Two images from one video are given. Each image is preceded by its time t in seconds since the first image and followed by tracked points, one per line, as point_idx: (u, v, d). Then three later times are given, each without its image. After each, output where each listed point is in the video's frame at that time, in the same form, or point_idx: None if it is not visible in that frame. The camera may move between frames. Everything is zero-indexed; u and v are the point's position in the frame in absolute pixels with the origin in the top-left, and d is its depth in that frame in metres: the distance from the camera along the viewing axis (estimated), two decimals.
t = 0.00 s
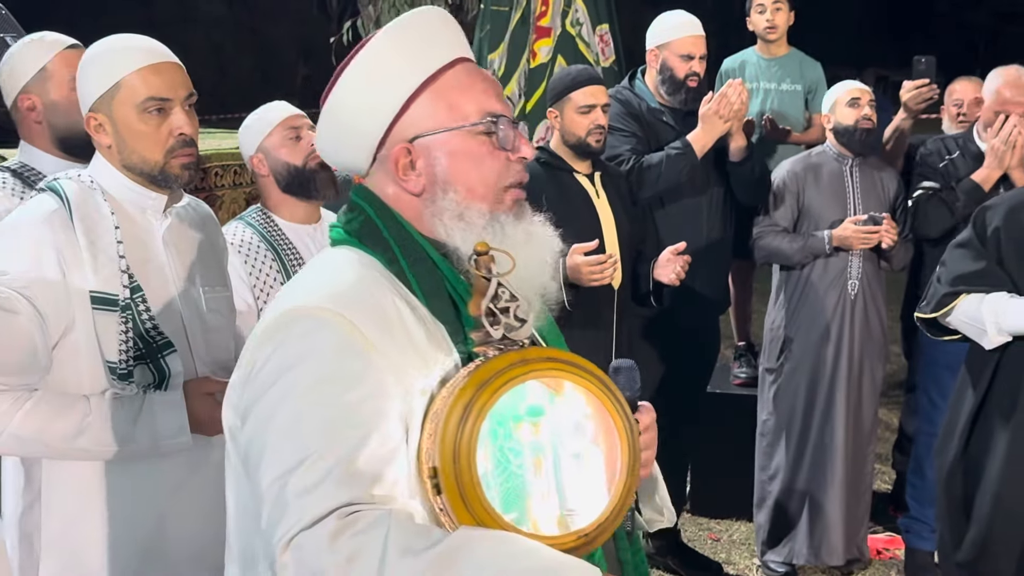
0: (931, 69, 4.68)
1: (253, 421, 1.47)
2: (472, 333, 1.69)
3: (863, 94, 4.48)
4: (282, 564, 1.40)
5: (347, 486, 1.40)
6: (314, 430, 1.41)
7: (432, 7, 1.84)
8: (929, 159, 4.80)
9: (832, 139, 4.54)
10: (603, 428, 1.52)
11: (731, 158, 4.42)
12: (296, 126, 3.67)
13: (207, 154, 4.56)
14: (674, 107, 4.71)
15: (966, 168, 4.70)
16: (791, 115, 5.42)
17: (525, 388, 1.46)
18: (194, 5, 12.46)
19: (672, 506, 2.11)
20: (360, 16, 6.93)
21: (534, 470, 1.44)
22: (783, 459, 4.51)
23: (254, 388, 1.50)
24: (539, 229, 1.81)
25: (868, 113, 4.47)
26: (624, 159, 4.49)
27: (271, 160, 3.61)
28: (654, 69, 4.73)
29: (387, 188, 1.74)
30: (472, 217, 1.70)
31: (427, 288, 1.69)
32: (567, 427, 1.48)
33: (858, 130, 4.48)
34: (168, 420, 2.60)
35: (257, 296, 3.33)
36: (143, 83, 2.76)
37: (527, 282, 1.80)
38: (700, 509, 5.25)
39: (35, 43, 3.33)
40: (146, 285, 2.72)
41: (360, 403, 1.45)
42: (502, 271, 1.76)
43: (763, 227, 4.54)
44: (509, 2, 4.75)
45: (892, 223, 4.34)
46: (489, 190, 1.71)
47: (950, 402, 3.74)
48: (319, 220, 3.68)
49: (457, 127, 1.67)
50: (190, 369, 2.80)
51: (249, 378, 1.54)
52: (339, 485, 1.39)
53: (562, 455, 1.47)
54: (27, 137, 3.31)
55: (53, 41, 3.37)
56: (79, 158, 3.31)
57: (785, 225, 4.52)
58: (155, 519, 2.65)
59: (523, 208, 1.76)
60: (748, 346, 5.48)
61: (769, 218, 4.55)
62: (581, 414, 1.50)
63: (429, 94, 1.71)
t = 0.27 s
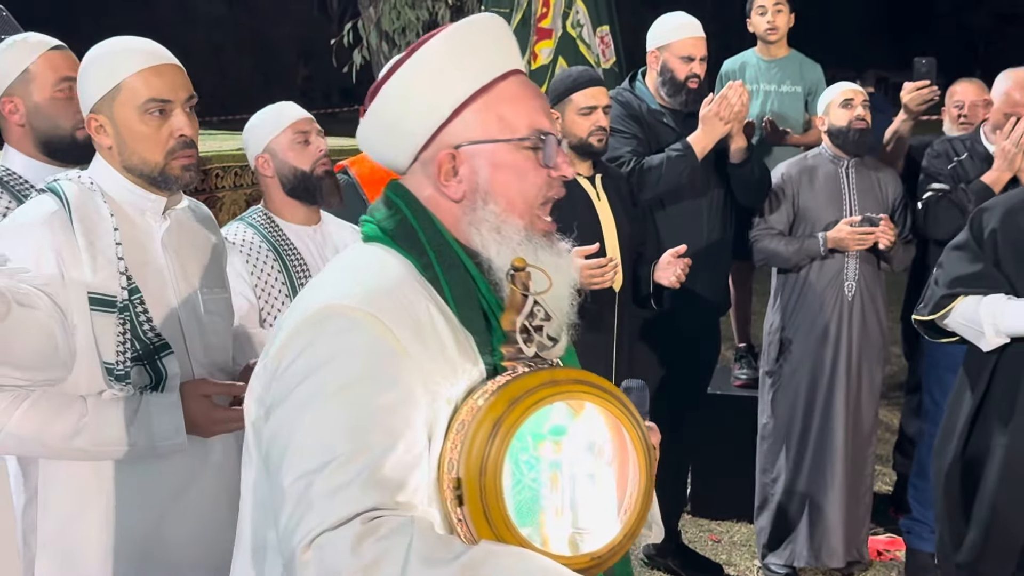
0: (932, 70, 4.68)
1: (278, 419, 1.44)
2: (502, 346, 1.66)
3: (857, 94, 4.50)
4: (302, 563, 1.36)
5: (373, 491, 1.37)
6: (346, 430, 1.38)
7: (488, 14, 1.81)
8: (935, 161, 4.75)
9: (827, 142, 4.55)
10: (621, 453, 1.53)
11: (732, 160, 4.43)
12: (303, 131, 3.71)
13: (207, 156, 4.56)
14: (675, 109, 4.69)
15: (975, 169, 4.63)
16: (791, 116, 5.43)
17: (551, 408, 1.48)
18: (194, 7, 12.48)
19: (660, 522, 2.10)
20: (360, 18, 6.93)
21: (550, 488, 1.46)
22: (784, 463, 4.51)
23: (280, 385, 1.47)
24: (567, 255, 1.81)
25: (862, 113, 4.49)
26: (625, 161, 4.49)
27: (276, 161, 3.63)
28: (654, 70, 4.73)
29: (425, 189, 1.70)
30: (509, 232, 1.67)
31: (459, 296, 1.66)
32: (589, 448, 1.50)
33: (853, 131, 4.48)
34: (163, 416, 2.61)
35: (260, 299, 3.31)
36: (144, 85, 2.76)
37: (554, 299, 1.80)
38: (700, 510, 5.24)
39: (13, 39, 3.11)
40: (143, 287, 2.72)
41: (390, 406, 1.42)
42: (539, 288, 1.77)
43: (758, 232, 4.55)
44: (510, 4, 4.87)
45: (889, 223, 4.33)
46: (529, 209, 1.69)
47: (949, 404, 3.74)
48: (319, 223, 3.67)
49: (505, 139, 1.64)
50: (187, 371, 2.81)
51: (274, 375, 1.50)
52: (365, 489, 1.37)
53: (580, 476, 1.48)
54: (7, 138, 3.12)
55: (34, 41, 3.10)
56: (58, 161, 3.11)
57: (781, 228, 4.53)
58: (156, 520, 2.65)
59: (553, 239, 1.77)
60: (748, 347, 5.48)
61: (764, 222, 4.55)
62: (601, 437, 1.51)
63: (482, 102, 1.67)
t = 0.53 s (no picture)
0: (933, 73, 4.68)
1: (292, 412, 1.43)
2: (516, 354, 1.67)
3: (852, 96, 4.48)
4: (309, 557, 1.36)
5: (384, 488, 1.37)
6: (362, 426, 1.38)
7: (524, 27, 1.82)
8: (943, 165, 4.72)
9: (825, 145, 4.54)
10: (627, 465, 1.51)
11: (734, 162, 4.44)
12: (322, 138, 3.70)
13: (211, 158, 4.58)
14: (677, 111, 4.71)
15: (984, 173, 4.63)
16: (792, 118, 5.43)
17: (562, 418, 1.46)
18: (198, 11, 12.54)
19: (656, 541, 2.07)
20: (363, 20, 6.95)
21: (555, 497, 1.46)
22: (784, 469, 4.51)
23: (295, 379, 1.47)
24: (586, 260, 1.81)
25: (858, 114, 4.47)
26: (626, 164, 4.48)
27: (290, 163, 3.64)
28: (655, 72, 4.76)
29: (448, 195, 1.71)
30: (530, 242, 1.69)
31: (476, 301, 1.66)
32: (597, 460, 1.48)
33: (847, 133, 4.48)
34: (161, 423, 2.62)
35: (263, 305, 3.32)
36: (152, 87, 2.77)
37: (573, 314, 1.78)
38: (703, 512, 5.24)
39: (2, 41, 3.08)
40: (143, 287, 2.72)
41: (406, 406, 1.43)
42: (558, 298, 1.76)
43: (754, 234, 4.56)
44: (511, 7, 4.88)
45: (884, 224, 4.38)
46: (549, 219, 1.69)
47: (948, 407, 3.73)
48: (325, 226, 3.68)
49: (532, 151, 1.65)
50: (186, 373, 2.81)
51: (289, 368, 1.50)
52: (376, 487, 1.37)
53: (586, 487, 1.48)
54: None
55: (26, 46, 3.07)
56: (43, 167, 3.07)
57: (778, 231, 4.53)
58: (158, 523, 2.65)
59: (571, 242, 1.77)
60: (750, 349, 5.48)
61: (760, 225, 4.55)
62: (609, 449, 1.50)
63: (513, 112, 1.68)
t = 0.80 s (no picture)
0: (935, 75, 4.68)
1: (270, 412, 1.44)
2: (490, 340, 1.66)
3: (849, 98, 4.50)
4: (292, 553, 1.37)
5: (362, 480, 1.38)
6: (338, 420, 1.39)
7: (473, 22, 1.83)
8: (944, 170, 4.73)
9: (824, 147, 4.54)
10: (610, 439, 1.52)
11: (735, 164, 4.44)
12: (333, 145, 3.71)
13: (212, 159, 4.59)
14: (677, 113, 4.71)
15: (986, 177, 4.64)
16: (792, 120, 5.44)
17: (538, 396, 1.48)
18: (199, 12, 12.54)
19: (664, 524, 2.09)
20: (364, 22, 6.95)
21: (541, 478, 1.46)
22: (784, 472, 4.51)
23: (272, 380, 1.47)
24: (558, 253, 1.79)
25: (856, 117, 4.48)
26: (627, 165, 4.50)
27: (299, 168, 3.64)
28: (656, 74, 4.76)
29: (415, 196, 1.70)
30: (497, 228, 1.67)
31: (447, 291, 1.65)
32: (579, 436, 1.49)
33: (845, 136, 4.49)
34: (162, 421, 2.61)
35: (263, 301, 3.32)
36: (156, 87, 2.77)
37: (547, 295, 1.76)
38: (703, 514, 5.24)
39: (2, 43, 3.05)
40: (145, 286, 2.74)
41: (382, 399, 1.43)
42: (524, 279, 1.73)
43: (752, 237, 4.56)
44: (512, 9, 4.87)
45: (882, 227, 4.39)
46: (516, 205, 1.68)
47: (947, 409, 3.73)
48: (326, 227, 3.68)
49: (492, 138, 1.65)
50: (186, 374, 2.82)
51: (267, 370, 1.51)
52: (355, 478, 1.37)
53: (570, 464, 1.48)
54: None
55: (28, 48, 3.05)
56: (40, 171, 3.08)
57: (776, 234, 4.53)
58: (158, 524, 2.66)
59: (543, 234, 1.74)
60: (751, 351, 5.48)
61: (758, 228, 4.55)
62: (590, 424, 1.51)
63: (467, 103, 1.68)
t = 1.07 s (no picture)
0: (936, 78, 4.69)
1: (240, 425, 1.48)
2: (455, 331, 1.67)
3: (850, 100, 4.51)
4: (271, 562, 1.41)
5: (333, 484, 1.41)
6: (303, 431, 1.42)
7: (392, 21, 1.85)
8: (940, 173, 4.75)
9: (824, 148, 4.55)
10: (585, 417, 1.54)
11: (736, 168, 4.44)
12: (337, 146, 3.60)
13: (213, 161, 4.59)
14: (679, 115, 4.71)
15: (982, 179, 4.66)
16: (791, 124, 5.43)
17: (505, 381, 1.49)
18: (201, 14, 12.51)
19: (666, 504, 2.11)
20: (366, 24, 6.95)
21: (517, 463, 1.48)
22: (780, 475, 4.51)
23: (240, 393, 1.50)
24: (515, 231, 1.78)
25: (856, 119, 4.48)
26: (627, 167, 4.51)
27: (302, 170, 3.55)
28: (656, 77, 4.76)
29: (368, 199, 1.73)
30: (451, 217, 1.68)
31: (408, 290, 1.68)
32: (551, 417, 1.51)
33: (844, 138, 4.49)
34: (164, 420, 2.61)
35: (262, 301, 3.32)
36: (159, 88, 2.78)
37: (510, 282, 1.76)
38: (704, 517, 5.24)
39: (14, 46, 3.06)
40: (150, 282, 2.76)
41: (347, 403, 1.46)
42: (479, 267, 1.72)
43: (752, 239, 4.56)
44: (513, 11, 4.78)
45: (881, 230, 4.36)
46: (466, 193, 1.70)
47: (946, 412, 3.74)
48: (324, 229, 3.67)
49: (430, 131, 1.68)
50: (189, 375, 2.81)
51: (235, 385, 1.54)
52: (326, 482, 1.41)
53: (545, 446, 1.50)
54: None
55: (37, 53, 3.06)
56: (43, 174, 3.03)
57: (776, 236, 4.53)
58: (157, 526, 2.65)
59: (498, 214, 1.75)
60: (751, 353, 5.48)
61: (758, 230, 4.55)
62: (561, 402, 1.53)
63: (401, 101, 1.70)
